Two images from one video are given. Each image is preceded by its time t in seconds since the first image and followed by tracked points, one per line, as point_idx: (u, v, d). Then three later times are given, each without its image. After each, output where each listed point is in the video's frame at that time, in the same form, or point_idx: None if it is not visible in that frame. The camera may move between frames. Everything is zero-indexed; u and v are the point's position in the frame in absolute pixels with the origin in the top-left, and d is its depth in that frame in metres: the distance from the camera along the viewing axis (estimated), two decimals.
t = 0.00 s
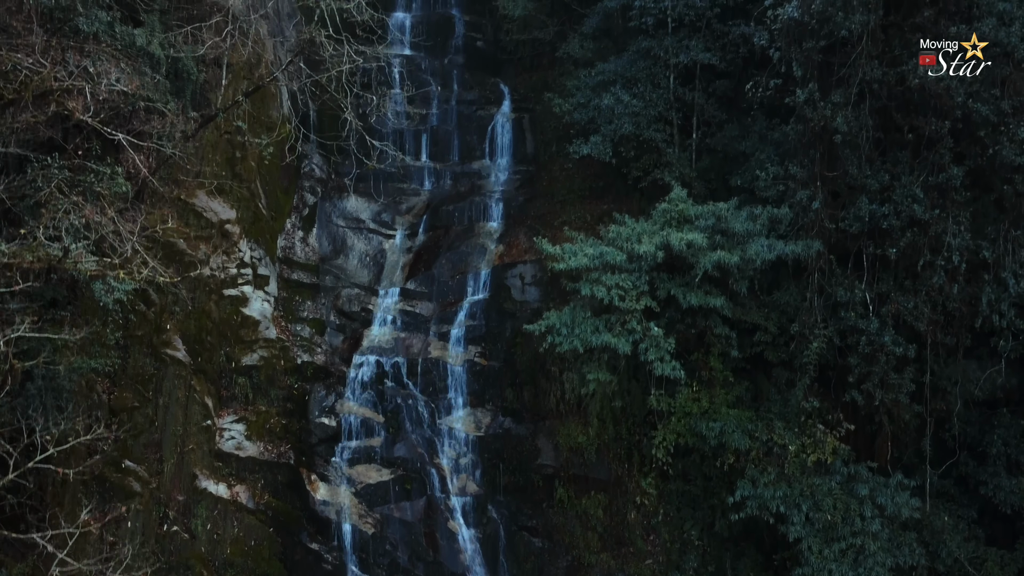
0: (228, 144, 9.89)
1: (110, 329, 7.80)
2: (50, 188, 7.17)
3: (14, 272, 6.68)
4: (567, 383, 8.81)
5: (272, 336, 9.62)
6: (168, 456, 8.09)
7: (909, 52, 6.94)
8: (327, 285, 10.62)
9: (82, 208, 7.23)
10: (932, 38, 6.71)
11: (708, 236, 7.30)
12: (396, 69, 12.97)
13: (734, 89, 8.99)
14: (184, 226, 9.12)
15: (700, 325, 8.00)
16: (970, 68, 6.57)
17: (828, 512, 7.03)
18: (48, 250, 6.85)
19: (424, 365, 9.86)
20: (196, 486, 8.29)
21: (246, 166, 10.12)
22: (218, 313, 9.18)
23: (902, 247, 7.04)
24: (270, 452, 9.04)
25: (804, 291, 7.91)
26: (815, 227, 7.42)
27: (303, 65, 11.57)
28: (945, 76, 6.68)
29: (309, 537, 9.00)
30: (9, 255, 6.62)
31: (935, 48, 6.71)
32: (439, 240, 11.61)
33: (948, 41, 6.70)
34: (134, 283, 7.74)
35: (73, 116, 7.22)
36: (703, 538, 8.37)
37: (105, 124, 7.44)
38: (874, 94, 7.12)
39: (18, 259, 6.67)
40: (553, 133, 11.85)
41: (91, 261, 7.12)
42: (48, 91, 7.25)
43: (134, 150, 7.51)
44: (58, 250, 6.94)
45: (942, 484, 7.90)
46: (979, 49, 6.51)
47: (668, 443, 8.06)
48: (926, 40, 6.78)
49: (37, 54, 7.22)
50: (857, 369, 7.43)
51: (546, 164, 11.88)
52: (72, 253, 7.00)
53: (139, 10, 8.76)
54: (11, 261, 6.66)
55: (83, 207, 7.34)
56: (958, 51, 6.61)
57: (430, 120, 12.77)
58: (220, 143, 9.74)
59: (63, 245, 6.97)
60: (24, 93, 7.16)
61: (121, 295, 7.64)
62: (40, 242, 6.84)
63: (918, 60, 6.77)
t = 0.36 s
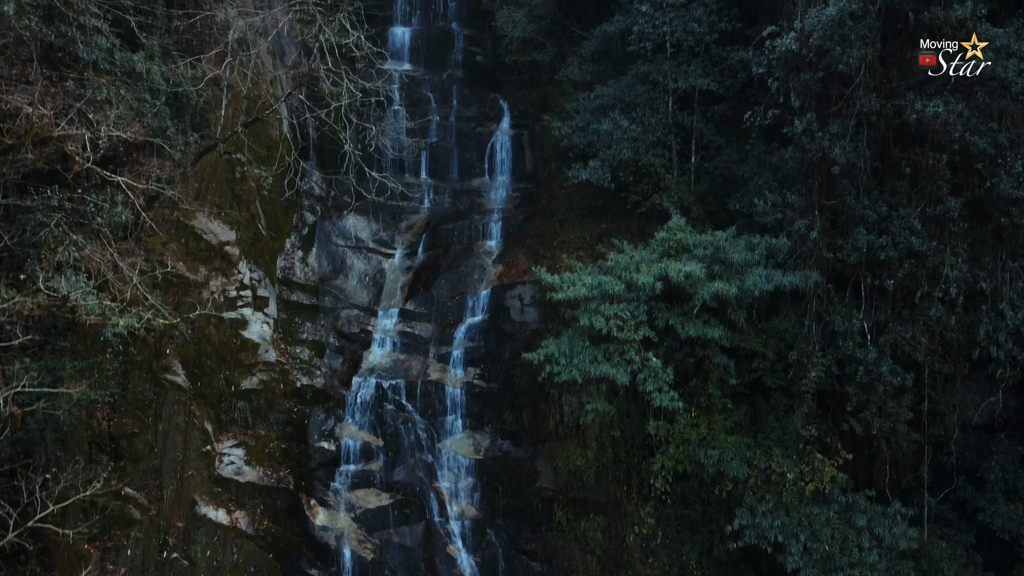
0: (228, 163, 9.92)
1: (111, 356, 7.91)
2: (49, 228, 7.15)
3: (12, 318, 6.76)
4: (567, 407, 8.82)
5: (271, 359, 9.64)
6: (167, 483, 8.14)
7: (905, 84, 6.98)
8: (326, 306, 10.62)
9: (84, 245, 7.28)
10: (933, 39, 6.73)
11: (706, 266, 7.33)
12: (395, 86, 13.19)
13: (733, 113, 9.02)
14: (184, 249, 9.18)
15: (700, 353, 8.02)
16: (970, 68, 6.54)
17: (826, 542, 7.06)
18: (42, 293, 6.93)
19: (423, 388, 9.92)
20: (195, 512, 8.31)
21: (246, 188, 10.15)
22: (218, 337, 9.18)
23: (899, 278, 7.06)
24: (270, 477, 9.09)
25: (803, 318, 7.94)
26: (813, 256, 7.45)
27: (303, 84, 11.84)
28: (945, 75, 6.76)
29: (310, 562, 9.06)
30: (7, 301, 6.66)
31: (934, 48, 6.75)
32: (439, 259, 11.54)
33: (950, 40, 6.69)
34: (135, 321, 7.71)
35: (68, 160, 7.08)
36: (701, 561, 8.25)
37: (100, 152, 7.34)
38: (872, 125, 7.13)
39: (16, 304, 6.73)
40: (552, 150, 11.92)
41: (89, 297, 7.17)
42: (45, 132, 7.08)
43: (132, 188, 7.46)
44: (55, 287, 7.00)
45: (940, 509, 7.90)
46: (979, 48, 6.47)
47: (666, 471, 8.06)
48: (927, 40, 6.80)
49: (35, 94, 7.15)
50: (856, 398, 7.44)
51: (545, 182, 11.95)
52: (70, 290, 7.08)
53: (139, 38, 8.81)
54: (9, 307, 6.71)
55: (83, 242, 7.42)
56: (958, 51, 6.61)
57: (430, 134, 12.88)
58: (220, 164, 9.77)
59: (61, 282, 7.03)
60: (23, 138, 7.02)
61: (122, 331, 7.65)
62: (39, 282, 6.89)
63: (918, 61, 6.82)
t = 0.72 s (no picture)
0: (227, 183, 9.90)
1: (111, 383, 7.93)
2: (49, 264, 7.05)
3: (12, 362, 6.88)
4: (566, 428, 8.82)
5: (271, 379, 9.62)
6: (167, 507, 8.25)
7: (903, 114, 6.99)
8: (326, 325, 10.54)
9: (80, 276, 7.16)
10: (934, 38, 6.62)
11: (705, 293, 7.34)
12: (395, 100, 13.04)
13: (731, 136, 9.04)
14: (184, 270, 9.30)
15: (698, 378, 7.74)
16: (970, 68, 6.47)
17: (824, 570, 7.08)
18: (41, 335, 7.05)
19: (422, 409, 9.88)
20: (195, 536, 8.39)
21: (247, 206, 10.09)
22: (218, 358, 9.19)
23: (898, 306, 7.06)
24: (270, 500, 9.08)
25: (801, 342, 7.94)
26: (812, 282, 7.46)
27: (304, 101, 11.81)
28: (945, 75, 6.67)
29: None
30: (7, 342, 6.89)
31: (935, 47, 6.63)
32: (439, 276, 11.58)
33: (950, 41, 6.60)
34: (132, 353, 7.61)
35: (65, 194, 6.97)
36: None
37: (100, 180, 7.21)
38: (871, 153, 7.12)
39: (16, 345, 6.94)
40: (551, 166, 12.06)
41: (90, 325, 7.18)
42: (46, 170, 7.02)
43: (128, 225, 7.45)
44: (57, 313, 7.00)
45: (939, 532, 7.89)
46: (979, 48, 6.40)
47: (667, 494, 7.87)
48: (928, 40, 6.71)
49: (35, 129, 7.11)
50: (854, 424, 7.44)
51: (543, 198, 12.05)
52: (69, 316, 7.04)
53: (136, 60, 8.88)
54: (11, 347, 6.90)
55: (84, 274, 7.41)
56: (958, 51, 6.52)
57: (430, 152, 12.80)
58: (220, 183, 9.80)
59: (61, 307, 7.01)
60: (24, 180, 6.92)
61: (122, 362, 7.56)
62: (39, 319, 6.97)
63: (918, 61, 6.73)
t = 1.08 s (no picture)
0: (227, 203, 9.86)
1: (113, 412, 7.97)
2: (51, 302, 7.18)
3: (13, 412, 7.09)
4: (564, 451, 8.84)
5: (270, 403, 9.55)
6: (167, 532, 8.33)
7: (901, 146, 7.00)
8: (325, 346, 10.43)
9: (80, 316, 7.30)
10: (933, 38, 6.41)
11: (703, 324, 7.36)
12: (395, 115, 12.92)
13: (730, 160, 9.05)
14: (184, 290, 9.21)
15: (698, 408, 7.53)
16: (970, 68, 6.39)
17: None
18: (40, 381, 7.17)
19: (421, 432, 9.95)
20: (194, 562, 8.43)
21: (247, 226, 10.06)
22: (217, 382, 9.16)
23: (896, 337, 7.06)
24: (269, 524, 9.07)
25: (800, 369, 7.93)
26: (811, 312, 7.48)
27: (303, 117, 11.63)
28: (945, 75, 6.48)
29: None
30: (7, 389, 7.03)
31: (935, 47, 6.44)
32: (438, 295, 11.49)
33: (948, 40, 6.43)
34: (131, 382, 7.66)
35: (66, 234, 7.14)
36: None
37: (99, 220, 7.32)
38: (869, 183, 7.13)
39: (16, 391, 7.08)
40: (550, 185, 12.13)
41: (93, 359, 7.32)
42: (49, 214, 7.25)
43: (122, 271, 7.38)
44: (59, 348, 7.17)
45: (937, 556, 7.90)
46: (979, 49, 6.33)
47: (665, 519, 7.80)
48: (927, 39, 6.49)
49: (34, 172, 7.31)
50: (853, 453, 7.43)
51: (543, 217, 12.11)
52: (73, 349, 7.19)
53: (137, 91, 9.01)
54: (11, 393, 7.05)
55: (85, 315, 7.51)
56: (958, 51, 6.39)
57: (429, 168, 12.77)
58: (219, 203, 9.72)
59: (63, 342, 7.17)
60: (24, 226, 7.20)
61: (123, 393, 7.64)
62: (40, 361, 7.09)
63: (918, 60, 6.51)
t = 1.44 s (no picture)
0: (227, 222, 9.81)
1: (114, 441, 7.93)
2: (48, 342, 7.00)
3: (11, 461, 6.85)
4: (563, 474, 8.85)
5: (270, 425, 9.62)
6: (166, 558, 8.45)
7: (898, 178, 7.01)
8: (325, 366, 10.44)
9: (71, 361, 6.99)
10: (933, 38, 6.40)
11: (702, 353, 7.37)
12: (394, 133, 13.13)
13: (729, 183, 9.06)
14: (183, 313, 9.18)
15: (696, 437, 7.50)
16: (971, 68, 6.39)
17: None
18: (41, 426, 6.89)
19: (420, 454, 9.99)
20: None
21: (246, 245, 10.00)
22: (217, 405, 9.21)
23: (894, 369, 7.09)
24: (269, 549, 9.13)
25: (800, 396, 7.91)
26: (809, 341, 7.49)
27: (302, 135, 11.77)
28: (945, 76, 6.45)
29: None
30: (7, 434, 6.74)
31: (934, 48, 6.42)
32: (437, 314, 11.47)
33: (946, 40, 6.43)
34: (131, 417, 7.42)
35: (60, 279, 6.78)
36: None
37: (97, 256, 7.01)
38: (867, 215, 7.14)
39: (16, 437, 6.79)
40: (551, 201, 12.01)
41: (92, 400, 7.11)
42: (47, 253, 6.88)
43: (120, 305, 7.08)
44: (58, 386, 6.94)
45: None
46: (979, 49, 6.34)
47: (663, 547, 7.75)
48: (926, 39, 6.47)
49: (35, 214, 7.04)
50: (852, 481, 7.40)
51: (543, 234, 11.97)
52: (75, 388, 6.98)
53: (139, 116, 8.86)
54: (10, 438, 6.76)
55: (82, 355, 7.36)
56: (957, 51, 6.39)
57: (428, 185, 12.81)
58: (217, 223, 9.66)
59: (63, 379, 6.94)
60: (23, 270, 6.86)
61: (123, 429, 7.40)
62: (41, 401, 6.86)
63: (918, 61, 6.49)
